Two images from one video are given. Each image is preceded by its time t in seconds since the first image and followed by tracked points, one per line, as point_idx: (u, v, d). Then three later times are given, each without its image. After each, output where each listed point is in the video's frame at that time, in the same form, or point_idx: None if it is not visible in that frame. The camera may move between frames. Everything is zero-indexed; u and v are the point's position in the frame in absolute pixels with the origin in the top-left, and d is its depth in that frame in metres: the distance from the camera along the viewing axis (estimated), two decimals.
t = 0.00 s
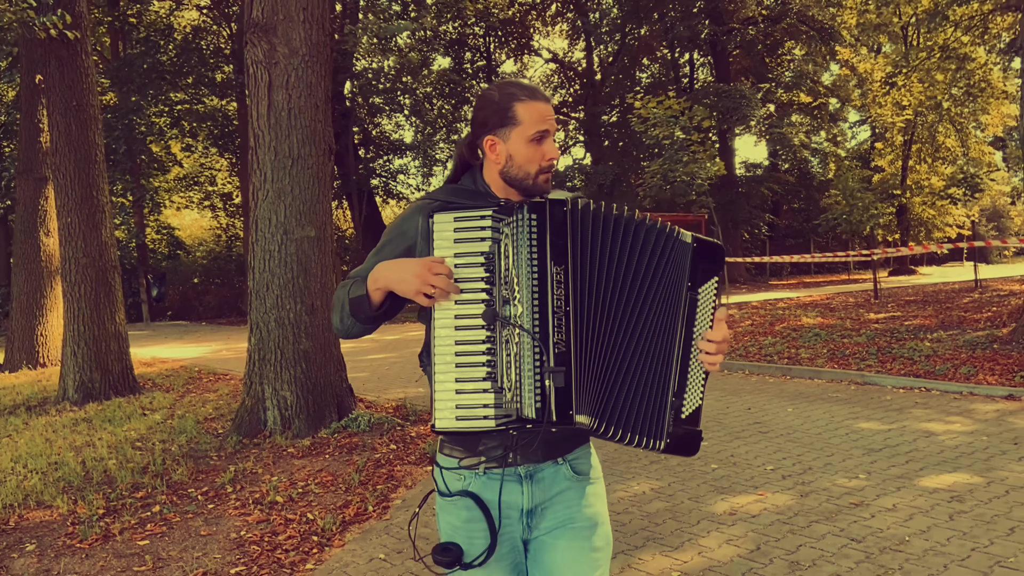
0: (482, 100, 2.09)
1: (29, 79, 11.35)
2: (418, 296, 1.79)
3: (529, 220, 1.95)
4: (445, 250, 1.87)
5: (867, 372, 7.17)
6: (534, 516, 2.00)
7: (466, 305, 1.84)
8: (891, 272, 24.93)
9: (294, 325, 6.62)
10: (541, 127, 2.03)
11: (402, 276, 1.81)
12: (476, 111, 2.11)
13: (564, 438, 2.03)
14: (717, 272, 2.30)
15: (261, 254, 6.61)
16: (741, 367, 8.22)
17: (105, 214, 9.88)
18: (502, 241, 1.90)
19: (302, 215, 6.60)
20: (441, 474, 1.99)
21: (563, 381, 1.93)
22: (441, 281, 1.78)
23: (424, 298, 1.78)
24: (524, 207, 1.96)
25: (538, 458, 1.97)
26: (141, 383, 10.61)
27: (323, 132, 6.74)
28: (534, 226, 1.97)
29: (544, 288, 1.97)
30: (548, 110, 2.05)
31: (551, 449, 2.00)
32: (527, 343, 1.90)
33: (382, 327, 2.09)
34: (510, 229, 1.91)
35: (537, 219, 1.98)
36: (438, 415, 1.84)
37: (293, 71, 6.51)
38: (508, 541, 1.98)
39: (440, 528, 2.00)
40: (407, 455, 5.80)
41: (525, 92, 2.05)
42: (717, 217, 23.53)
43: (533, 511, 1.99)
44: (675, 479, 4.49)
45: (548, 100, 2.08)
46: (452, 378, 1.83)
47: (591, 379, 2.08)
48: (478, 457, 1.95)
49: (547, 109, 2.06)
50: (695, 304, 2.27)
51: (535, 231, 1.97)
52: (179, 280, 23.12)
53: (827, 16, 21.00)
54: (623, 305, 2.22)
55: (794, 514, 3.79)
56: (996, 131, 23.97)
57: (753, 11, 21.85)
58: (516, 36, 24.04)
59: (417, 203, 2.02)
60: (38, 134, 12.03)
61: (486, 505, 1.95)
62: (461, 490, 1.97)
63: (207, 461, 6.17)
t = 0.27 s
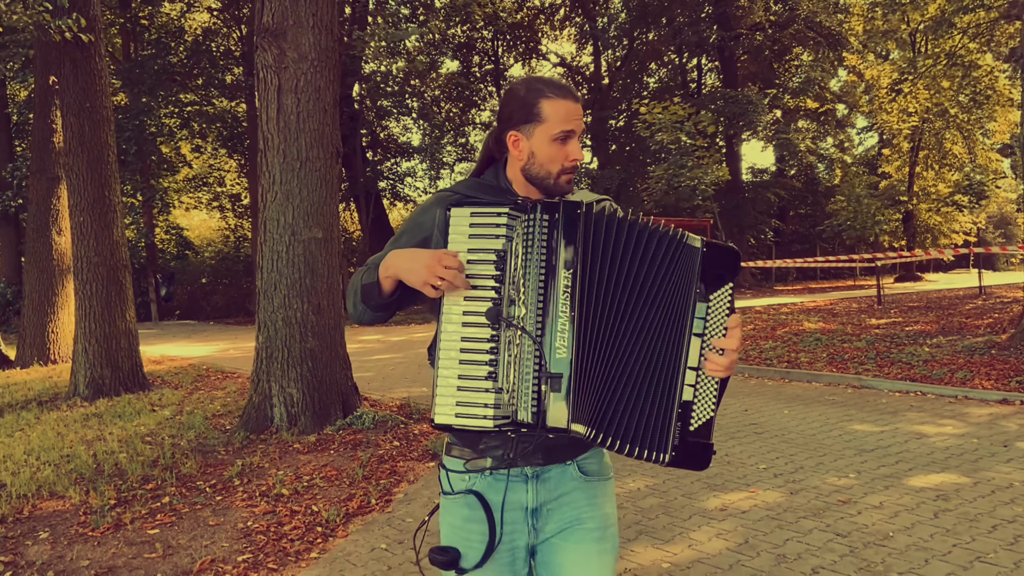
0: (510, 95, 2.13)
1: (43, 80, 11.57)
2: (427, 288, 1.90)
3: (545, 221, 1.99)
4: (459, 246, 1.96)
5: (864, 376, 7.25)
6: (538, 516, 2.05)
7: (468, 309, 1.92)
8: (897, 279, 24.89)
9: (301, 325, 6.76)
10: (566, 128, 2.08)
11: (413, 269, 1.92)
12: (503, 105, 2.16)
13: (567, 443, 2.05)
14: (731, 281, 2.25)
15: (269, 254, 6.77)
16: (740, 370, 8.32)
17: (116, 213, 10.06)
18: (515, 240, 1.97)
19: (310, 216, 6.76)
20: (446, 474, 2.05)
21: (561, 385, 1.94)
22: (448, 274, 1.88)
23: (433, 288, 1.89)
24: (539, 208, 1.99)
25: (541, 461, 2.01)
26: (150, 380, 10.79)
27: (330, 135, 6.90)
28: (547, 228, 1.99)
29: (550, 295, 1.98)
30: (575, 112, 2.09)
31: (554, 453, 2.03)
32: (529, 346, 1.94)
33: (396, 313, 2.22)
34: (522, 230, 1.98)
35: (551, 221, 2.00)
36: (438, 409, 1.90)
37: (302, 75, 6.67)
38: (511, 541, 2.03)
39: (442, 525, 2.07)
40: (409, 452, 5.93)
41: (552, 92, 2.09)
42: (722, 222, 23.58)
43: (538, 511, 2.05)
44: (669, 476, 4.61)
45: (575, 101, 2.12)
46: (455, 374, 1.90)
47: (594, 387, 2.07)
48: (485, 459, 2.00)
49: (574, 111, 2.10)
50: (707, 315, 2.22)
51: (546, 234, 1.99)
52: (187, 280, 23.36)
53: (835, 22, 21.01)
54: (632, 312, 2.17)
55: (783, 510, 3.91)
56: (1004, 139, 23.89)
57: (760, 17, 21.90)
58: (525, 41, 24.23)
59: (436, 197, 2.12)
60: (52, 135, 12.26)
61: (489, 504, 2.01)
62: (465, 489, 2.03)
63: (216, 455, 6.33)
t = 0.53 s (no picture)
0: (501, 88, 2.08)
1: (59, 78, 11.80)
2: (410, 280, 1.82)
3: (527, 216, 1.90)
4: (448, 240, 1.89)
5: (862, 377, 7.33)
6: (521, 506, 1.93)
7: (456, 307, 1.84)
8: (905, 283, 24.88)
9: (307, 320, 6.92)
10: (554, 123, 2.00)
11: (398, 261, 1.86)
12: (495, 99, 2.10)
13: (554, 442, 1.95)
14: (711, 276, 1.98)
15: (277, 251, 6.92)
16: (740, 370, 8.41)
17: (128, 209, 10.26)
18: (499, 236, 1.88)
19: (317, 214, 6.90)
20: (435, 456, 1.98)
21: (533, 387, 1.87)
22: (435, 265, 1.81)
23: (418, 282, 1.81)
24: (518, 204, 1.90)
25: (527, 455, 1.91)
26: (160, 374, 11.00)
27: (338, 135, 7.04)
28: (526, 224, 1.90)
29: (525, 292, 1.89)
30: (565, 106, 2.01)
31: (541, 449, 1.93)
32: (503, 346, 1.86)
33: (392, 309, 2.18)
34: (504, 226, 1.89)
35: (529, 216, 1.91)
36: (423, 401, 1.84)
37: (311, 76, 6.82)
38: (491, 529, 1.92)
39: (427, 507, 1.98)
40: (411, 444, 6.07)
41: (542, 85, 2.01)
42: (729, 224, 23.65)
43: (522, 500, 1.93)
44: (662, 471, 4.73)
45: (567, 94, 2.03)
46: (439, 367, 1.83)
47: (566, 388, 1.94)
48: (470, 446, 1.92)
49: (565, 106, 2.02)
50: (682, 312, 1.98)
51: (524, 231, 1.90)
52: (198, 276, 23.68)
53: (845, 25, 21.01)
54: (603, 309, 2.00)
55: (770, 503, 4.02)
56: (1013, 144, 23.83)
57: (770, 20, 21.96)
58: (535, 41, 24.40)
59: (429, 191, 2.07)
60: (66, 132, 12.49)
61: (472, 485, 1.91)
62: (451, 470, 1.94)
63: (223, 446, 6.49)
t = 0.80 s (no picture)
0: (468, 92, 2.07)
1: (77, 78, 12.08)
2: (382, 290, 1.84)
3: (496, 219, 1.92)
4: (418, 247, 1.91)
5: (862, 380, 7.41)
6: (500, 519, 1.92)
7: (429, 318, 1.86)
8: (915, 288, 24.77)
9: (315, 317, 7.09)
10: (523, 128, 1.99)
11: (369, 272, 1.85)
12: (463, 102, 2.09)
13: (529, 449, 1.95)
14: (682, 281, 1.98)
15: (287, 250, 7.09)
16: (742, 372, 8.49)
17: (144, 207, 10.48)
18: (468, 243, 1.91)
19: (327, 215, 7.07)
20: (413, 468, 1.96)
21: (503, 395, 1.86)
22: (404, 275, 1.82)
23: (391, 293, 1.83)
24: (485, 209, 1.92)
25: (504, 463, 1.91)
26: (172, 369, 11.22)
27: (348, 137, 7.20)
28: (495, 230, 1.92)
29: (493, 297, 1.89)
30: (535, 110, 2.00)
31: (519, 457, 1.93)
32: (473, 351, 1.86)
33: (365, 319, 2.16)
34: (477, 230, 1.91)
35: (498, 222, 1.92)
36: (397, 414, 1.85)
37: (322, 79, 6.98)
38: (470, 540, 1.92)
39: (404, 518, 1.96)
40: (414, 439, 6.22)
41: (510, 90, 2.01)
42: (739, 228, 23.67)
43: (501, 513, 1.92)
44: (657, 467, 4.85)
45: (536, 98, 2.02)
46: (413, 376, 1.85)
47: (536, 393, 1.94)
48: (447, 457, 1.91)
49: (534, 109, 2.01)
50: (652, 315, 1.98)
51: (493, 236, 1.91)
52: (210, 274, 23.97)
53: (857, 30, 21.01)
54: (573, 313, 2.00)
55: (761, 500, 4.13)
56: None
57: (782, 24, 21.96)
58: (547, 43, 24.57)
59: (398, 198, 2.07)
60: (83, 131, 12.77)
61: (452, 500, 1.89)
62: (430, 484, 1.92)
63: (232, 439, 6.67)
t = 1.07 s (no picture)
0: (442, 89, 2.04)
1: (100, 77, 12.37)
2: (362, 296, 1.79)
3: (480, 219, 1.90)
4: (397, 249, 1.87)
5: (869, 381, 7.46)
6: (476, 524, 1.91)
7: (411, 321, 1.83)
8: (930, 292, 24.59)
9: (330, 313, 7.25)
10: (498, 122, 1.96)
11: (347, 278, 1.81)
12: (436, 100, 2.05)
13: (514, 453, 1.94)
14: (668, 278, 2.07)
15: (304, 246, 7.26)
16: (750, 372, 8.56)
17: (165, 204, 10.73)
18: (451, 243, 1.87)
19: (343, 212, 7.24)
20: (388, 469, 1.95)
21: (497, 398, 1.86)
22: (384, 281, 1.78)
23: (373, 300, 1.78)
24: (470, 207, 1.90)
25: (487, 469, 1.90)
26: (190, 362, 11.45)
27: (364, 137, 7.37)
28: (481, 230, 1.91)
29: (483, 299, 1.89)
30: (509, 104, 1.97)
31: (501, 462, 1.92)
32: (464, 355, 1.85)
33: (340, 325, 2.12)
34: (459, 231, 1.88)
35: (484, 222, 1.91)
36: (381, 422, 1.82)
37: (340, 80, 7.15)
38: (444, 545, 1.91)
39: (378, 521, 1.96)
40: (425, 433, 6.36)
41: (483, 84, 1.97)
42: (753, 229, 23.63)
43: (476, 518, 1.91)
44: (663, 463, 4.96)
45: (510, 92, 2.00)
46: (395, 385, 1.82)
47: (530, 395, 1.96)
48: (425, 460, 1.89)
49: (508, 104, 1.98)
50: (642, 313, 2.05)
51: (480, 237, 1.90)
52: (227, 270, 24.27)
53: (873, 33, 20.94)
54: (565, 313, 2.04)
55: (763, 495, 4.23)
56: None
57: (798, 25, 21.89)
58: (563, 44, 24.67)
59: (373, 198, 2.01)
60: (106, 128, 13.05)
61: (425, 504, 1.88)
62: (403, 486, 1.91)
63: (248, 430, 6.85)
